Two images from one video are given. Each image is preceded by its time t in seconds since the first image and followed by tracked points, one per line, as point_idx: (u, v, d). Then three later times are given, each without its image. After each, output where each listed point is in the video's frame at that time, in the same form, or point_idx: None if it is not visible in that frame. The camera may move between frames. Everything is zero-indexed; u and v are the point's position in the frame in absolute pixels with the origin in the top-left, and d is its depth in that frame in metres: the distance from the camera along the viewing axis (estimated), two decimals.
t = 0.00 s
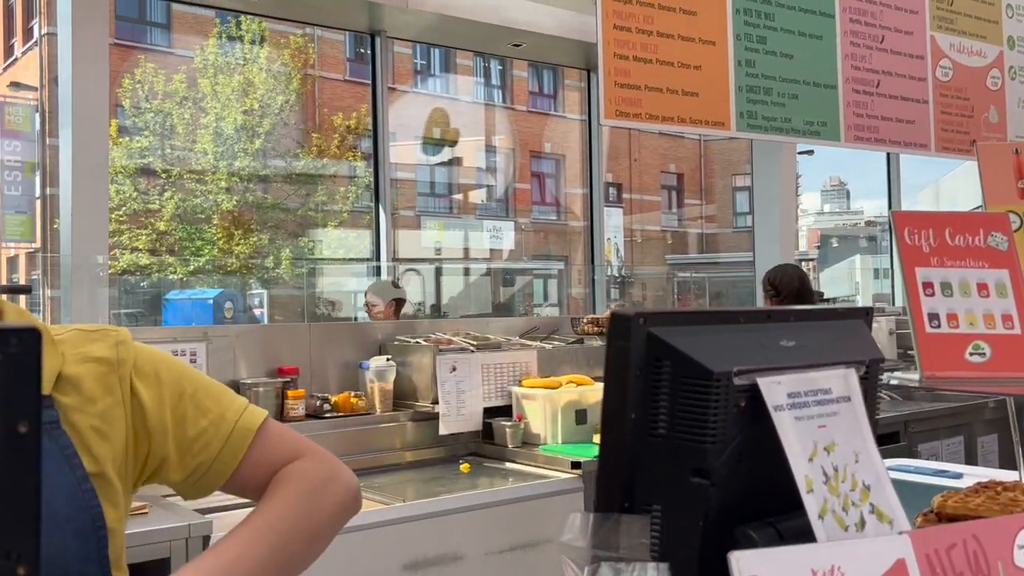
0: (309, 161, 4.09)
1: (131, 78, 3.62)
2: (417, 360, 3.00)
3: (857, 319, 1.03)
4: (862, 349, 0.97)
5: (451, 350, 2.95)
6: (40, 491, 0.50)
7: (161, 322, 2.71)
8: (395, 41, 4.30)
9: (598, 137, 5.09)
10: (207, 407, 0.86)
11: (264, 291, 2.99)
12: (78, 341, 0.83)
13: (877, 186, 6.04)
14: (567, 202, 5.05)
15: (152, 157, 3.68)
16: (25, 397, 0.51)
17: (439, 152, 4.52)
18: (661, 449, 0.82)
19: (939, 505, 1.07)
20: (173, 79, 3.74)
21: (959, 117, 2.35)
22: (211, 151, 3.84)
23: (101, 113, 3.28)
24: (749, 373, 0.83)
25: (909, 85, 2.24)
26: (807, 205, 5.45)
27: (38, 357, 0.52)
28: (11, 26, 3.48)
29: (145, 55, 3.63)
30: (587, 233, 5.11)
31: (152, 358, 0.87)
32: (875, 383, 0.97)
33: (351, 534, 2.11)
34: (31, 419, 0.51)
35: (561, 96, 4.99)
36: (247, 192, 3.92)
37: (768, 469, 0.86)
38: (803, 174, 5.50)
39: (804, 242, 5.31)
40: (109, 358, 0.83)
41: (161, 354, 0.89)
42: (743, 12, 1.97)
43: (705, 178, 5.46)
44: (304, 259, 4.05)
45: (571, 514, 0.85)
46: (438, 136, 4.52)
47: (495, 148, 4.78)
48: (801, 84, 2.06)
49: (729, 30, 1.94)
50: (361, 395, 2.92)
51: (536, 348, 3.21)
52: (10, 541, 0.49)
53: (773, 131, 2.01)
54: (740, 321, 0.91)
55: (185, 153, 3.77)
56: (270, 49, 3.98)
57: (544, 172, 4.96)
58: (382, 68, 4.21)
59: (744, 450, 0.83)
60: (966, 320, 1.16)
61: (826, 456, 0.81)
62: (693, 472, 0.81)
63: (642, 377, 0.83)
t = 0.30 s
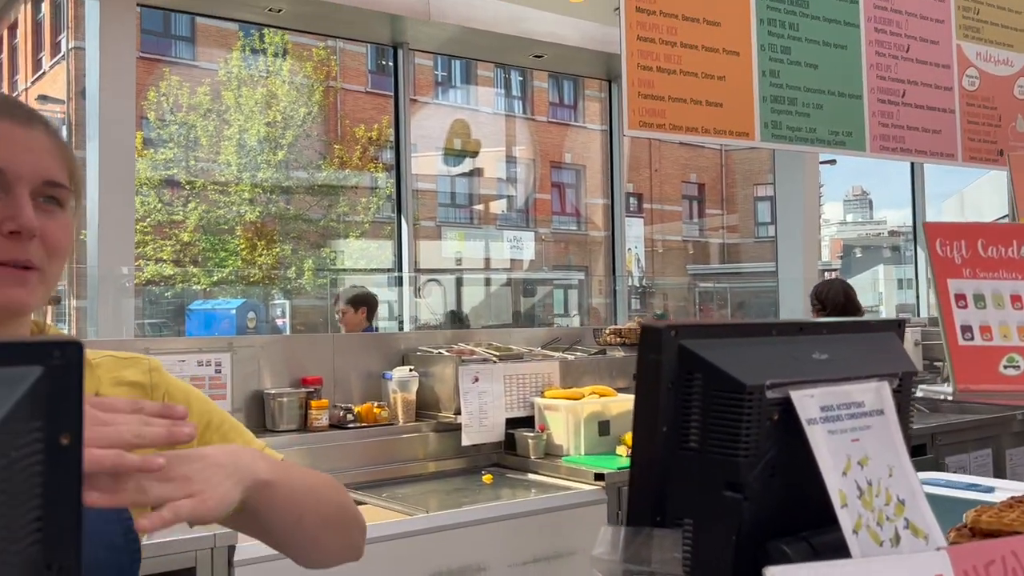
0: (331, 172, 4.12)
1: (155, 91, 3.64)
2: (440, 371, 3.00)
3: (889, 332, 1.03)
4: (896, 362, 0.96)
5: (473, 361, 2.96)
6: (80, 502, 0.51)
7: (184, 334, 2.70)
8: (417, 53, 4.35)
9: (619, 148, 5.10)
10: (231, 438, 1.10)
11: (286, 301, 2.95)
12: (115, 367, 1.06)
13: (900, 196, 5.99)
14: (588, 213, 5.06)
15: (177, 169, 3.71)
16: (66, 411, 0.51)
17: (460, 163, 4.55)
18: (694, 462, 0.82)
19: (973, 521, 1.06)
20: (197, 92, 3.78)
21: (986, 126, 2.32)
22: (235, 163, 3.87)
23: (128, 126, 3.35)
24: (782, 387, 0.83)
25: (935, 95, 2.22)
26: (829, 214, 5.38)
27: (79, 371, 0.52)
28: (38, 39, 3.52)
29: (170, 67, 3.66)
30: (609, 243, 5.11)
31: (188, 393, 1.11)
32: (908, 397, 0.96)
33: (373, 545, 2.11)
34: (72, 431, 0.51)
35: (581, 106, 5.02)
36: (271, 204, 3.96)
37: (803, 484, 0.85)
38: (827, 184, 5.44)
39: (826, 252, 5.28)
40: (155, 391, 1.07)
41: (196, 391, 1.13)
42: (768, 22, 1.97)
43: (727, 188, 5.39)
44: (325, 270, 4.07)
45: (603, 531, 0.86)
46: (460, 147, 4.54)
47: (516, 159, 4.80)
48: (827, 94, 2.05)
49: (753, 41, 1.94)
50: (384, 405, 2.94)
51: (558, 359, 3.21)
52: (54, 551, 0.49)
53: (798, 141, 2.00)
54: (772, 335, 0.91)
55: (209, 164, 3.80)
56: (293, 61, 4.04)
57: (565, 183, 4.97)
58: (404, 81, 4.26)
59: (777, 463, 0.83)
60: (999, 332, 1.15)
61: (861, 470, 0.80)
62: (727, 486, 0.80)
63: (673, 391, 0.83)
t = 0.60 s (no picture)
0: (338, 183, 4.13)
1: (163, 102, 3.64)
2: (449, 384, 3.01)
3: (907, 353, 1.03)
4: (915, 385, 0.96)
5: (482, 374, 2.96)
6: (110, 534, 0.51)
7: (189, 346, 2.74)
8: (423, 64, 4.38)
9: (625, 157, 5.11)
10: (248, 474, 1.10)
11: (292, 311, 3.02)
12: (134, 388, 1.05)
13: (908, 205, 5.97)
14: (594, 222, 5.05)
15: (184, 179, 3.72)
16: (101, 443, 0.51)
17: (467, 173, 4.56)
18: (713, 487, 0.82)
19: (991, 542, 1.06)
20: (205, 102, 3.79)
21: (997, 139, 2.32)
22: (242, 174, 3.88)
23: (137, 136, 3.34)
24: (802, 412, 0.83)
25: (944, 108, 2.22)
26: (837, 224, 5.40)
27: (112, 405, 0.52)
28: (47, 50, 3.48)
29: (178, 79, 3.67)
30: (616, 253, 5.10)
31: (210, 422, 1.10)
32: (926, 420, 0.96)
33: (383, 560, 2.11)
34: (104, 465, 0.51)
35: (587, 117, 5.05)
36: (278, 214, 3.96)
37: (822, 508, 0.85)
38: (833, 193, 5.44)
39: (833, 262, 5.27)
40: (177, 418, 1.07)
41: (216, 420, 1.12)
42: (776, 37, 1.98)
43: (733, 198, 5.44)
44: (332, 281, 4.06)
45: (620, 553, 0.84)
46: (466, 157, 4.56)
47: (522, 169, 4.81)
48: (836, 109, 2.05)
49: (762, 56, 1.95)
50: (393, 419, 2.94)
51: (567, 372, 3.21)
52: None
53: (808, 156, 2.00)
54: (791, 358, 0.91)
55: (215, 175, 3.81)
56: (300, 72, 4.06)
57: (571, 193, 4.97)
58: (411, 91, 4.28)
59: (797, 488, 0.82)
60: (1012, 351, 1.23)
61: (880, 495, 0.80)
62: (746, 511, 0.80)
63: (693, 415, 0.83)
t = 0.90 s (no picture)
0: (333, 191, 4.15)
1: (159, 109, 3.67)
2: (454, 391, 3.01)
3: (932, 356, 1.04)
4: (942, 387, 0.97)
5: (487, 381, 2.96)
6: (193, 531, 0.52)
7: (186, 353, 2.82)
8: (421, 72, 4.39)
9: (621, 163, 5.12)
10: (295, 488, 1.10)
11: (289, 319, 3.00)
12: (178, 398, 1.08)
13: (902, 212, 6.01)
14: (590, 229, 5.05)
15: (178, 187, 3.72)
16: (187, 442, 0.52)
17: (463, 180, 4.58)
18: (753, 487, 0.84)
19: (1013, 542, 1.08)
20: (199, 110, 3.80)
21: (998, 146, 2.34)
22: (237, 181, 3.88)
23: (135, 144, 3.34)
24: (840, 412, 0.84)
25: (946, 116, 2.25)
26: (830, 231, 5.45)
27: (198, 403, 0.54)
28: (40, 57, 3.50)
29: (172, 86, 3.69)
30: (612, 260, 5.08)
31: (254, 435, 1.11)
32: (955, 421, 0.98)
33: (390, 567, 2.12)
34: (192, 461, 0.52)
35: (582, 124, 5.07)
36: (272, 222, 3.96)
37: (859, 507, 0.87)
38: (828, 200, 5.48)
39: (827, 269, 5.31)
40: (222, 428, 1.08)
41: (263, 434, 1.13)
42: (783, 45, 2.00)
43: (728, 205, 5.50)
44: (328, 288, 4.06)
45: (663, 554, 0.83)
46: (462, 165, 4.58)
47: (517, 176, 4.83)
48: (842, 117, 2.07)
49: (769, 64, 1.97)
50: (399, 426, 2.94)
51: (571, 379, 3.22)
52: None
53: (814, 163, 2.02)
54: (825, 360, 0.92)
55: (210, 183, 3.80)
56: (296, 80, 4.08)
57: (566, 201, 4.99)
58: (409, 98, 4.29)
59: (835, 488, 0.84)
60: None
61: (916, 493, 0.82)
62: (786, 509, 0.82)
63: (733, 416, 0.85)
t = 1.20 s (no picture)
0: (324, 199, 4.14)
1: (148, 117, 3.64)
2: (456, 397, 3.03)
3: (954, 357, 1.06)
4: (965, 386, 1.00)
5: (489, 388, 2.97)
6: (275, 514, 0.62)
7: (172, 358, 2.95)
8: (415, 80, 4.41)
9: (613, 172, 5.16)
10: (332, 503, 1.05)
11: (279, 328, 3.11)
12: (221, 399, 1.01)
13: (890, 220, 6.07)
14: (580, 237, 5.08)
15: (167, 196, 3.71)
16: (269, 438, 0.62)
17: (456, 189, 4.61)
18: (790, 482, 0.89)
19: None
20: (189, 118, 3.76)
21: (993, 154, 2.38)
22: (228, 189, 3.86)
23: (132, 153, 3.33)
24: (872, 411, 0.88)
25: (943, 124, 2.28)
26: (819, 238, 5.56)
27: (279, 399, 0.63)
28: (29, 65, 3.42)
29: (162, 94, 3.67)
30: (604, 267, 5.14)
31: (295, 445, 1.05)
32: (978, 420, 1.00)
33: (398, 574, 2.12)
34: (273, 455, 0.62)
35: (572, 132, 5.11)
36: (262, 230, 3.94)
37: (889, 502, 0.91)
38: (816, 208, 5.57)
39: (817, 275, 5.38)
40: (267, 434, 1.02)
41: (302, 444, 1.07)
42: (784, 54, 2.03)
43: (717, 213, 5.54)
44: (318, 296, 4.07)
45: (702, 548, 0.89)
46: (454, 173, 4.61)
47: (508, 184, 4.85)
48: (842, 124, 2.11)
49: (771, 73, 2.00)
50: (401, 432, 2.95)
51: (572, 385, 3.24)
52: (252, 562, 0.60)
53: (814, 169, 2.05)
54: (854, 360, 0.95)
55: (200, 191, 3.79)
56: (286, 88, 4.08)
57: (556, 209, 5.02)
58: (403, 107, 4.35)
59: (868, 484, 0.89)
60: None
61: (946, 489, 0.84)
62: (821, 505, 0.87)
63: (770, 415, 0.90)
